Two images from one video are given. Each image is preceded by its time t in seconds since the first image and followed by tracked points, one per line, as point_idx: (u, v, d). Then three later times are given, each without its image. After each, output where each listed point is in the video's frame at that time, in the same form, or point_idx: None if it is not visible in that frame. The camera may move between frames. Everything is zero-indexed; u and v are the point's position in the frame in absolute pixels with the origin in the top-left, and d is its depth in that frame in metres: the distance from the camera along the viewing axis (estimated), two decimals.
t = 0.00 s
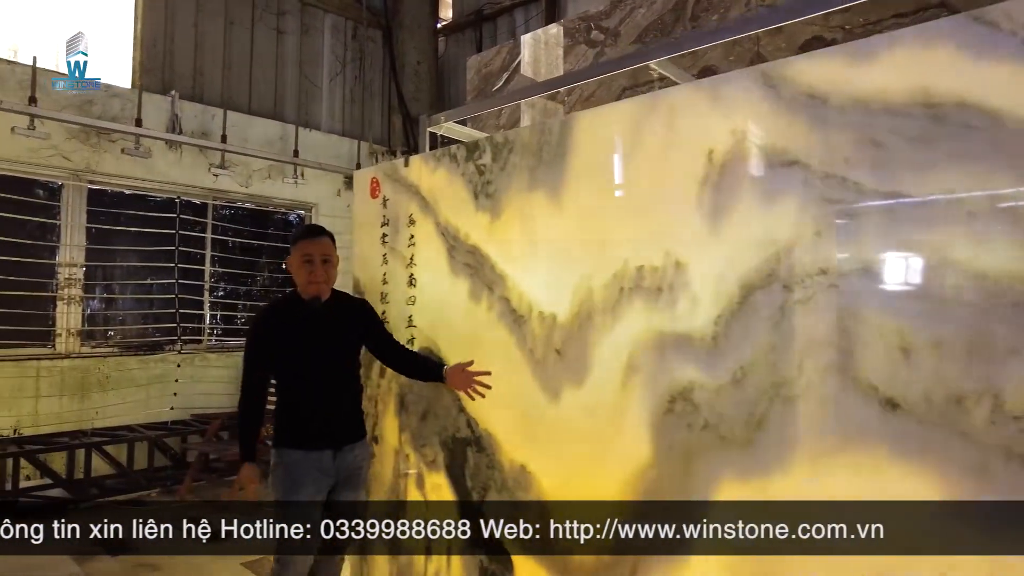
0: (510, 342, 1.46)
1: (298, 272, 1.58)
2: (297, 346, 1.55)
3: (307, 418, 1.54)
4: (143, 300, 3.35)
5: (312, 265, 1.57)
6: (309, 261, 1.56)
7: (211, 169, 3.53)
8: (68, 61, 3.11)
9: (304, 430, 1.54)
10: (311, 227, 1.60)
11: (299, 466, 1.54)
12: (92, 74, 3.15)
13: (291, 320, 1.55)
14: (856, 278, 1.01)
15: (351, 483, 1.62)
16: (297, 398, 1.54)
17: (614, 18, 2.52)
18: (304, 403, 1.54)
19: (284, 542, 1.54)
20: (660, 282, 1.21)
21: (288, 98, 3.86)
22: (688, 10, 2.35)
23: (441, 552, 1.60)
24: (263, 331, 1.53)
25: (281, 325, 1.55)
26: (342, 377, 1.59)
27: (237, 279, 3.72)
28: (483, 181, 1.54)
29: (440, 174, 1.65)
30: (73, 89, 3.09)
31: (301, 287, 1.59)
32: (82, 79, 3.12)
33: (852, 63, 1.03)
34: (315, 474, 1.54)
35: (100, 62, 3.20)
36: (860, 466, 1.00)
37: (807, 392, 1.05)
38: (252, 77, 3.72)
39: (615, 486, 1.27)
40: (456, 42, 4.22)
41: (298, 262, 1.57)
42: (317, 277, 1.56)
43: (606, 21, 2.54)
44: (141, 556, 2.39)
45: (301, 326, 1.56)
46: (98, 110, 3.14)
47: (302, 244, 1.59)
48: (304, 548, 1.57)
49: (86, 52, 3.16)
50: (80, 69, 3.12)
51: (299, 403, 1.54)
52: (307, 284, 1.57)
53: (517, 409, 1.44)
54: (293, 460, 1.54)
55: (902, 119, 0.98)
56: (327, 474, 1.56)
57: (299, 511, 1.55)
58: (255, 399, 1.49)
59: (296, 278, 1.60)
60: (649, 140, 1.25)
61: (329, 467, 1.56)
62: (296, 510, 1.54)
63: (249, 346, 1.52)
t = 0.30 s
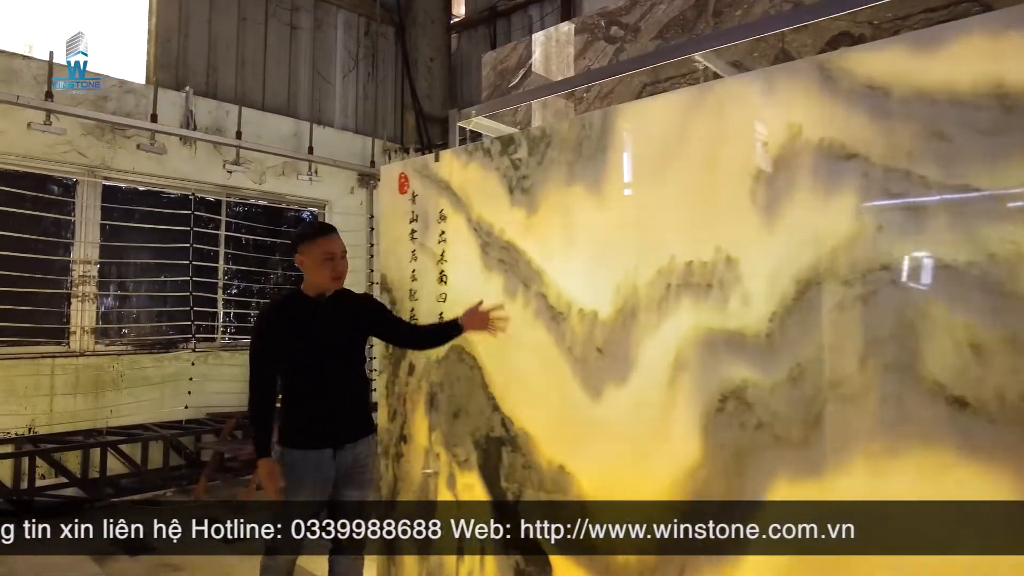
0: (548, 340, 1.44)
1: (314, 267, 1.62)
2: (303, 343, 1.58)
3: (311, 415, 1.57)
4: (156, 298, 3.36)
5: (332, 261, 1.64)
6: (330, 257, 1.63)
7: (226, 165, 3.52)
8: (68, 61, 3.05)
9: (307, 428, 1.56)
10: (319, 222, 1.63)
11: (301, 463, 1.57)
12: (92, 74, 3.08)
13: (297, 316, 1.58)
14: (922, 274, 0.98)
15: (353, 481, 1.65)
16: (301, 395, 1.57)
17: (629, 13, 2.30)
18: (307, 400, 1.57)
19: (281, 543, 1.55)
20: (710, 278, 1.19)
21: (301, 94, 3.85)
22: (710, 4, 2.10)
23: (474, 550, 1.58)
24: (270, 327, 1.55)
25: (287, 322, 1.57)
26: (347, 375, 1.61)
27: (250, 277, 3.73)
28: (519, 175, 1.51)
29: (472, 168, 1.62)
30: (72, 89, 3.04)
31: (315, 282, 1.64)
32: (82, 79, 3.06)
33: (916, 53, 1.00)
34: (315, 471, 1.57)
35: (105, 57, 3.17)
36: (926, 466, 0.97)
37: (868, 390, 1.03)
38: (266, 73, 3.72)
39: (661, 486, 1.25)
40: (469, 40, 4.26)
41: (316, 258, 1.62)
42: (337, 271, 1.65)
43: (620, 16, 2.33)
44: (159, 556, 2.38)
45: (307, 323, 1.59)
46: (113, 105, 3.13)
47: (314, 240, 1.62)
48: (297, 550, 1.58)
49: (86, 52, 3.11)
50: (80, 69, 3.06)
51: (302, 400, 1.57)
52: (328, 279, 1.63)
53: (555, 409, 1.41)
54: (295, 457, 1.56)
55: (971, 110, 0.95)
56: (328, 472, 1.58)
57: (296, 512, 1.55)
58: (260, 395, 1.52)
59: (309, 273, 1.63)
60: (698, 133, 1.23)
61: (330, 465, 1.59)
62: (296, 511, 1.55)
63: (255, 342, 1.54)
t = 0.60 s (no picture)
0: (578, 338, 1.38)
1: (304, 269, 1.59)
2: (284, 339, 1.58)
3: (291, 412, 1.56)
4: (164, 296, 3.33)
5: (323, 264, 1.61)
6: (322, 261, 1.61)
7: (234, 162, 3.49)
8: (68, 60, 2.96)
9: (286, 425, 1.55)
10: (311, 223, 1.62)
11: (281, 461, 1.55)
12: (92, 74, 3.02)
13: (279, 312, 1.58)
14: (989, 267, 0.93)
15: (340, 481, 1.60)
16: (281, 391, 1.57)
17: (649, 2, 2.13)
18: (287, 397, 1.57)
19: (274, 542, 1.56)
20: (755, 273, 1.15)
21: (309, 89, 3.84)
22: None
23: (498, 551, 1.52)
24: (259, 322, 1.57)
25: (268, 318, 1.58)
26: (330, 371, 1.59)
27: (258, 274, 3.73)
28: (546, 168, 1.45)
29: (495, 161, 1.56)
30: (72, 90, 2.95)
31: (303, 285, 1.61)
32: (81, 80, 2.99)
33: (981, 33, 0.95)
34: (295, 470, 1.55)
35: (109, 52, 3.14)
36: (994, 472, 0.93)
37: (929, 391, 0.98)
38: (274, 67, 3.71)
39: (700, 490, 1.21)
40: (479, 34, 4.28)
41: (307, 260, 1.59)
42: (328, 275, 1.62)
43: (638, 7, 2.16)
44: (169, 557, 2.34)
45: (288, 319, 1.58)
46: (120, 100, 3.10)
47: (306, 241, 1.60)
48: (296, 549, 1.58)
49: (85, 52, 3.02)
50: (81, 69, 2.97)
51: (283, 397, 1.57)
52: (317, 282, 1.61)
53: (585, 410, 1.36)
54: (276, 455, 1.56)
55: None
56: (310, 470, 1.56)
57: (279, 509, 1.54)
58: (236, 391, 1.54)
59: (297, 275, 1.60)
60: (741, 123, 1.18)
61: (312, 463, 1.57)
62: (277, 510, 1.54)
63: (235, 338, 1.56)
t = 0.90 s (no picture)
0: (603, 337, 1.31)
1: (298, 271, 1.59)
2: (277, 340, 1.59)
3: (287, 412, 1.59)
4: (170, 295, 3.30)
5: (317, 266, 1.60)
6: (316, 263, 1.60)
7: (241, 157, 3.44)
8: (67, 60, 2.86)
9: (284, 425, 1.59)
10: (306, 224, 1.59)
11: (279, 462, 1.58)
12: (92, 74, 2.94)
13: (270, 314, 1.60)
14: None
15: (342, 477, 1.65)
16: (276, 392, 1.60)
17: None
18: (282, 397, 1.59)
19: (275, 542, 1.57)
20: (798, 268, 1.08)
21: (317, 83, 3.81)
22: None
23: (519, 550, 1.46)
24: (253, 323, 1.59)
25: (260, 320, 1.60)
26: (323, 370, 1.61)
27: (265, 272, 3.70)
28: (568, 157, 1.38)
29: (513, 151, 1.49)
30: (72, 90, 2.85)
31: (298, 285, 1.62)
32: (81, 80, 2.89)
33: None
34: (295, 470, 1.59)
35: (113, 46, 3.10)
36: None
37: (994, 394, 0.91)
38: (280, 62, 3.68)
39: (737, 497, 1.14)
40: (487, 28, 4.31)
41: (303, 263, 1.58)
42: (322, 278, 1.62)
43: None
44: (176, 560, 2.29)
45: (280, 320, 1.60)
46: (124, 95, 3.05)
47: (301, 242, 1.58)
48: (298, 549, 1.59)
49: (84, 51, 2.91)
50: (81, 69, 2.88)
51: (278, 397, 1.60)
52: (311, 285, 1.61)
53: (611, 413, 1.29)
54: (274, 456, 1.58)
55: None
56: (309, 469, 1.60)
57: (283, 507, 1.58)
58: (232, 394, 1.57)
59: (291, 276, 1.60)
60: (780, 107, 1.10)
61: (311, 462, 1.60)
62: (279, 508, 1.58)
63: (227, 342, 1.59)
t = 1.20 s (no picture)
0: (631, 340, 1.24)
1: (309, 272, 1.52)
2: (286, 343, 1.54)
3: (296, 418, 1.54)
4: (179, 296, 3.27)
5: (329, 268, 1.53)
6: (329, 265, 1.53)
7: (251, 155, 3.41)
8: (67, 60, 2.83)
9: (293, 431, 1.53)
10: (319, 224, 1.53)
11: (288, 469, 1.54)
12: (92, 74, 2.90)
13: (280, 316, 1.55)
14: None
15: (350, 488, 1.60)
16: (285, 397, 1.54)
17: None
18: (291, 402, 1.54)
19: (282, 542, 1.53)
20: (842, 266, 1.01)
21: (327, 83, 3.81)
22: None
23: (544, 549, 1.39)
24: (260, 326, 1.54)
25: (269, 322, 1.54)
26: (334, 375, 1.56)
27: (275, 272, 3.68)
28: (592, 151, 1.32)
29: (534, 145, 1.43)
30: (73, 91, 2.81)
31: (309, 288, 1.55)
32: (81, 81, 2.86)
33: None
34: (304, 477, 1.54)
35: (123, 44, 3.08)
36: None
37: None
38: (290, 60, 3.66)
39: (777, 509, 1.07)
40: (498, 24, 4.30)
41: (315, 264, 1.52)
42: (334, 281, 1.55)
43: None
44: (187, 565, 2.25)
45: (290, 322, 1.55)
46: (134, 93, 3.03)
47: (313, 243, 1.52)
48: (308, 549, 1.54)
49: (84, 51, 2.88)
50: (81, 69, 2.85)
51: (287, 402, 1.54)
52: (323, 288, 1.55)
53: (639, 419, 1.23)
54: (283, 463, 1.54)
55: None
56: (318, 477, 1.55)
57: (297, 508, 1.54)
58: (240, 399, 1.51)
59: (303, 278, 1.53)
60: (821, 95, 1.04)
61: (321, 470, 1.55)
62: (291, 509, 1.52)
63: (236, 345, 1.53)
